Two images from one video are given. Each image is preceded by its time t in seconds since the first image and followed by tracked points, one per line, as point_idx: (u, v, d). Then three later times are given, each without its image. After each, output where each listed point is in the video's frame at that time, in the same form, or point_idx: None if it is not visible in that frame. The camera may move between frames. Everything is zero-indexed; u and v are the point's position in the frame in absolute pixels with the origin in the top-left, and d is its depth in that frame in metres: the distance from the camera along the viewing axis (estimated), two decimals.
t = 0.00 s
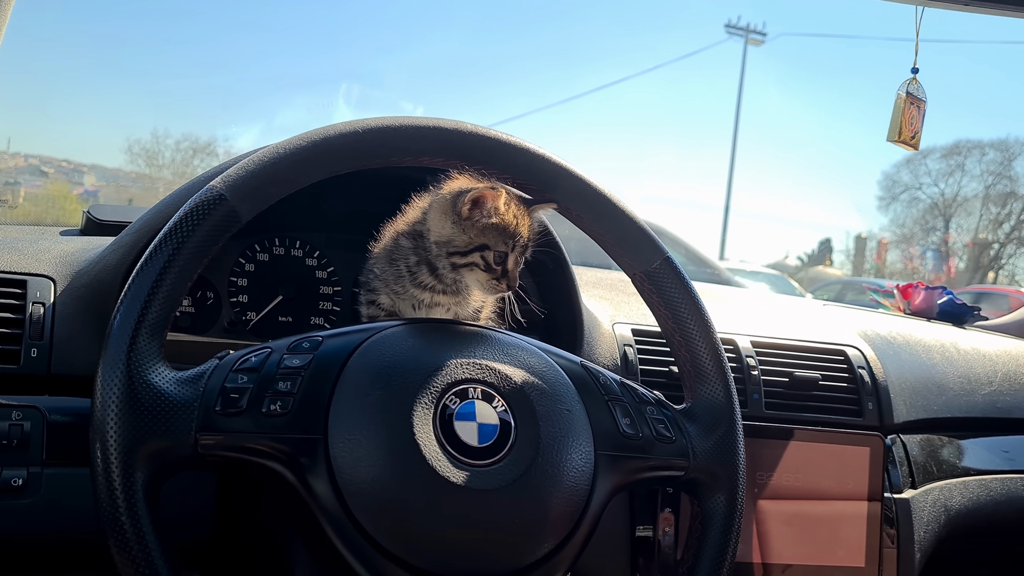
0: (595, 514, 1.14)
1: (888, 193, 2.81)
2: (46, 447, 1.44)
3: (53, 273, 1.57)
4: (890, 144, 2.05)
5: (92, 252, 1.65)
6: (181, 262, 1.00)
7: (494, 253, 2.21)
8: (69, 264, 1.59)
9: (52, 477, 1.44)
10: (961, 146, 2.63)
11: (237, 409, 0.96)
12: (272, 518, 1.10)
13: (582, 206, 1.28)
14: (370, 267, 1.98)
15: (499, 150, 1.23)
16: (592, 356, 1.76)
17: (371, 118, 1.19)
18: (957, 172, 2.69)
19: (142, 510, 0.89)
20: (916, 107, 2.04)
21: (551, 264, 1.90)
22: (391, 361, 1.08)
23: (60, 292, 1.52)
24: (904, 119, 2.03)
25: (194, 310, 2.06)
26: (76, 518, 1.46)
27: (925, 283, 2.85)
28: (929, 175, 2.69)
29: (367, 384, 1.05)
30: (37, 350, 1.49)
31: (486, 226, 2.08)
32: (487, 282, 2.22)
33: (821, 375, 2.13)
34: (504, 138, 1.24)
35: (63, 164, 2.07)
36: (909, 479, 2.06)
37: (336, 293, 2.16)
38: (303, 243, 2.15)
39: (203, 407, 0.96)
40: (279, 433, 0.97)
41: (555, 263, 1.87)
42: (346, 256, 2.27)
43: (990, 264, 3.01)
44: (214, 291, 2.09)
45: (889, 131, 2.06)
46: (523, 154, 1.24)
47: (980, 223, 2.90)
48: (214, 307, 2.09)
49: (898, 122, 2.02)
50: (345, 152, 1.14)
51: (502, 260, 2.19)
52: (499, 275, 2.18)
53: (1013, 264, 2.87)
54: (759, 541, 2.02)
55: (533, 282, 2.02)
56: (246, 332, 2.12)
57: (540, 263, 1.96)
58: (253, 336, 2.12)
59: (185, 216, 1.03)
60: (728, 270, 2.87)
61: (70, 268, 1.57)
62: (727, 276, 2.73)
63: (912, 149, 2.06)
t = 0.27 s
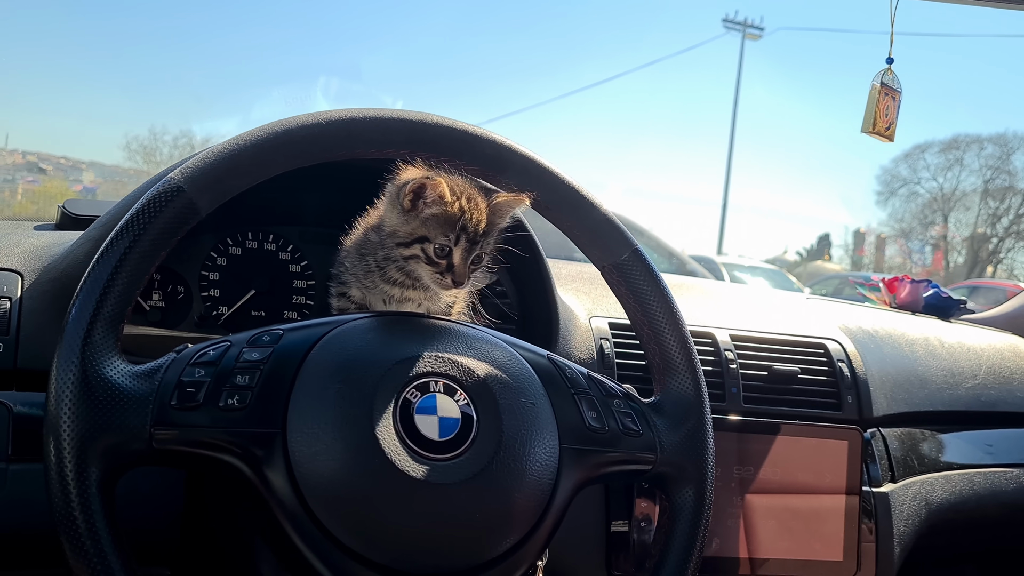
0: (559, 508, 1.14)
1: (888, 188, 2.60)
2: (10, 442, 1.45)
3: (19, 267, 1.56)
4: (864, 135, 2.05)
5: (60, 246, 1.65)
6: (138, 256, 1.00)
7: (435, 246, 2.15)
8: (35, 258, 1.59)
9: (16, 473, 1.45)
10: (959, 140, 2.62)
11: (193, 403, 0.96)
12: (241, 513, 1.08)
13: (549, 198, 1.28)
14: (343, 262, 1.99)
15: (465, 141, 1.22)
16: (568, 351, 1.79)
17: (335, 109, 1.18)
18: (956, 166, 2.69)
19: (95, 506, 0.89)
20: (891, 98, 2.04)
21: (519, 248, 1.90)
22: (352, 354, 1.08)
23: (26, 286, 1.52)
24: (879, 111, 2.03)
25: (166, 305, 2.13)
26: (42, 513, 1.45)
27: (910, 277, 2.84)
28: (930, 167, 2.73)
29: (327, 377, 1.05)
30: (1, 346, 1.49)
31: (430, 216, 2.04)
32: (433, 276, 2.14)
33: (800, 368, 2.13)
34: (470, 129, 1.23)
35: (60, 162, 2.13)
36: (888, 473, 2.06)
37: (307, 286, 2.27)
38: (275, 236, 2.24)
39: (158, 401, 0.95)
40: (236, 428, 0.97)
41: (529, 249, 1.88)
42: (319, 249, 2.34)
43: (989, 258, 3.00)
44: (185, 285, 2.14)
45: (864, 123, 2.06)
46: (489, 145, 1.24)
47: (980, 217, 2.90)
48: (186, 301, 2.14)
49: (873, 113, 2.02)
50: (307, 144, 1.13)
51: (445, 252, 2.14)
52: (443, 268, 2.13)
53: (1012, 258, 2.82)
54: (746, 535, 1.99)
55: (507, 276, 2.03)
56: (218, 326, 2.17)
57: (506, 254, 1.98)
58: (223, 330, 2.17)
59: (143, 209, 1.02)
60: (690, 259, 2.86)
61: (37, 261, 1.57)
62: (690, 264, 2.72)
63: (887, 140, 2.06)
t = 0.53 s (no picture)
0: (539, 510, 1.14)
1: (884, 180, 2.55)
2: None
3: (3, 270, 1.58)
4: (848, 133, 2.06)
5: (41, 249, 1.67)
6: (115, 259, 1.00)
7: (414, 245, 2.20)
8: (15, 260, 1.62)
9: None
10: (958, 133, 2.62)
11: (170, 407, 0.96)
12: (220, 519, 1.09)
13: (531, 199, 1.28)
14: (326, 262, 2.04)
15: (446, 142, 1.22)
16: (555, 351, 1.82)
17: (314, 111, 1.18)
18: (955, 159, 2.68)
19: (71, 511, 0.89)
20: (875, 97, 2.05)
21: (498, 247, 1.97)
22: (331, 357, 1.08)
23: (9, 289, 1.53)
24: (863, 109, 2.04)
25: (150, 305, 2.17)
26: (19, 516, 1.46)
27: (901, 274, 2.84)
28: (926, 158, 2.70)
29: (305, 380, 1.05)
30: None
31: (408, 216, 2.05)
32: (411, 274, 2.22)
33: (786, 366, 2.14)
34: (451, 130, 1.23)
35: (57, 159, 2.10)
36: (876, 471, 2.07)
37: (294, 288, 2.28)
38: (261, 237, 2.25)
39: (135, 405, 0.96)
40: (213, 431, 0.98)
41: (511, 244, 1.89)
42: (306, 250, 2.35)
43: (987, 252, 2.80)
44: (170, 287, 2.18)
45: (848, 121, 2.07)
46: (470, 146, 1.24)
47: (978, 210, 2.67)
48: (170, 302, 2.19)
49: (857, 112, 2.03)
50: (286, 146, 1.13)
51: (423, 251, 2.19)
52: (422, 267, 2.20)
53: (1011, 251, 2.70)
54: (738, 533, 1.98)
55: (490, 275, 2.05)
56: (202, 327, 2.21)
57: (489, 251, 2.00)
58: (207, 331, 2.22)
59: (120, 212, 1.02)
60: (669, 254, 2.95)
61: (17, 263, 1.61)
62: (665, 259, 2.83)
63: (871, 138, 2.07)
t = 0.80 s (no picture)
0: (556, 506, 1.12)
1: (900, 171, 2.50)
2: (5, 444, 1.44)
3: (11, 266, 1.59)
4: (869, 121, 2.01)
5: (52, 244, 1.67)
6: (122, 254, 0.99)
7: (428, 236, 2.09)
8: (28, 257, 1.61)
9: (7, 476, 1.45)
10: (976, 123, 2.54)
11: (180, 404, 0.94)
12: (233, 519, 1.07)
13: (545, 189, 1.25)
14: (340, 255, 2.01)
15: (459, 132, 1.20)
16: (571, 344, 1.80)
17: (324, 101, 1.16)
18: (971, 149, 2.59)
19: (80, 511, 0.88)
20: (897, 83, 2.00)
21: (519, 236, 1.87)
22: (342, 352, 1.06)
23: (17, 285, 1.53)
24: (884, 96, 1.99)
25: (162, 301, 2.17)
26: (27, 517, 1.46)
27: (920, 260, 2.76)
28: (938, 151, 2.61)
29: (317, 376, 1.03)
30: None
31: (422, 207, 1.97)
32: (426, 266, 2.10)
33: (807, 358, 2.10)
34: (463, 120, 1.21)
35: (75, 154, 2.18)
36: (898, 464, 2.03)
37: (307, 281, 2.24)
38: (273, 230, 2.24)
39: (143, 402, 0.94)
40: (223, 429, 0.96)
41: (528, 237, 1.86)
42: (318, 243, 2.30)
43: (1007, 242, 2.71)
44: (182, 282, 2.18)
45: (869, 108, 2.02)
46: (483, 136, 1.21)
47: (997, 200, 2.60)
48: (182, 297, 2.19)
49: (878, 99, 1.98)
50: (296, 137, 1.11)
51: (438, 242, 2.09)
52: (437, 260, 2.10)
53: None
54: (758, 529, 1.94)
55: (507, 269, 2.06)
56: (213, 322, 2.18)
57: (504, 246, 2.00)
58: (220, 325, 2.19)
59: (127, 205, 1.01)
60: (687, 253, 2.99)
61: (29, 261, 1.60)
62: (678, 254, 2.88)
63: (893, 126, 2.02)
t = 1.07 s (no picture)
0: (578, 508, 1.08)
1: (936, 158, 2.40)
2: (23, 445, 1.51)
3: (29, 265, 1.65)
4: (901, 107, 1.94)
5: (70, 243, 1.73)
6: (133, 253, 0.98)
7: (440, 229, 2.17)
8: (45, 256, 1.67)
9: (25, 478, 1.51)
10: (1013, 107, 2.44)
11: (191, 406, 0.93)
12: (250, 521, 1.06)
13: (566, 182, 1.21)
14: (358, 253, 2.07)
15: (476, 125, 1.17)
16: (596, 339, 1.76)
17: (336, 95, 1.13)
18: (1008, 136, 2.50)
19: (89, 515, 0.87)
20: (931, 67, 1.92)
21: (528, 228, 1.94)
22: (356, 351, 1.04)
23: (36, 285, 1.60)
24: (916, 81, 1.91)
25: (180, 300, 2.17)
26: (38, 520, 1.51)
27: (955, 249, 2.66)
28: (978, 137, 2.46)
29: (330, 376, 1.01)
30: (11, 345, 1.56)
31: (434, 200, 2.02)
32: (439, 260, 2.16)
33: (839, 352, 2.03)
34: (480, 112, 1.18)
35: (108, 153, 2.23)
36: (933, 460, 1.96)
37: (325, 278, 2.28)
38: (292, 227, 2.26)
39: (154, 404, 0.93)
40: (235, 431, 0.95)
41: (546, 228, 1.84)
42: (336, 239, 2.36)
43: None
44: (200, 280, 2.18)
45: (901, 94, 1.95)
46: (501, 128, 1.17)
47: None
48: (200, 296, 2.19)
49: (910, 83, 1.91)
50: (308, 132, 1.08)
51: (450, 235, 2.17)
52: (449, 253, 2.16)
53: None
54: (790, 527, 1.88)
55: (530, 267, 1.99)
56: (232, 319, 2.20)
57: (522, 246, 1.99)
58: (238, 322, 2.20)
59: (137, 203, 0.99)
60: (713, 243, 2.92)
61: (46, 260, 1.65)
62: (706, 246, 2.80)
63: (927, 112, 1.95)
